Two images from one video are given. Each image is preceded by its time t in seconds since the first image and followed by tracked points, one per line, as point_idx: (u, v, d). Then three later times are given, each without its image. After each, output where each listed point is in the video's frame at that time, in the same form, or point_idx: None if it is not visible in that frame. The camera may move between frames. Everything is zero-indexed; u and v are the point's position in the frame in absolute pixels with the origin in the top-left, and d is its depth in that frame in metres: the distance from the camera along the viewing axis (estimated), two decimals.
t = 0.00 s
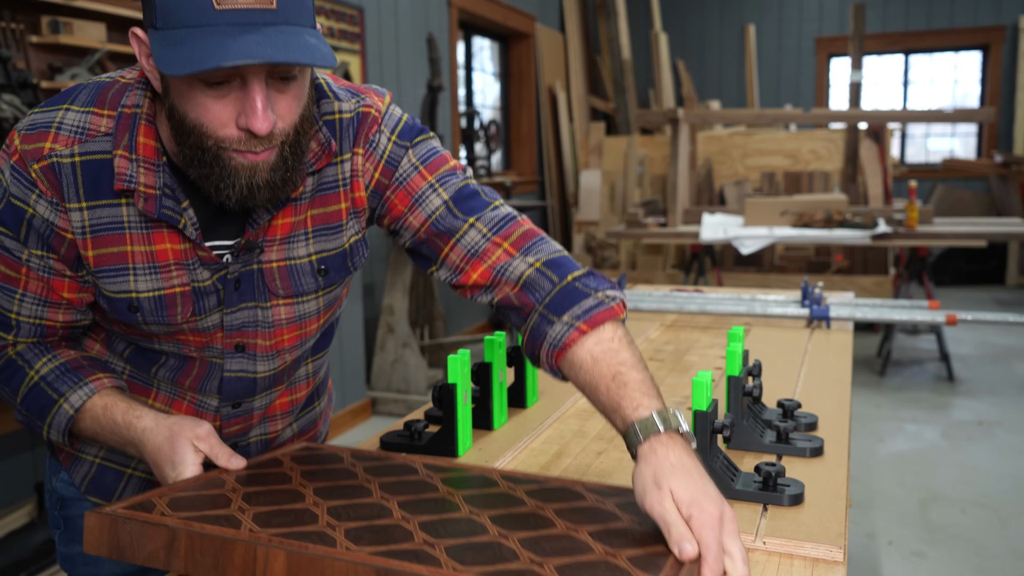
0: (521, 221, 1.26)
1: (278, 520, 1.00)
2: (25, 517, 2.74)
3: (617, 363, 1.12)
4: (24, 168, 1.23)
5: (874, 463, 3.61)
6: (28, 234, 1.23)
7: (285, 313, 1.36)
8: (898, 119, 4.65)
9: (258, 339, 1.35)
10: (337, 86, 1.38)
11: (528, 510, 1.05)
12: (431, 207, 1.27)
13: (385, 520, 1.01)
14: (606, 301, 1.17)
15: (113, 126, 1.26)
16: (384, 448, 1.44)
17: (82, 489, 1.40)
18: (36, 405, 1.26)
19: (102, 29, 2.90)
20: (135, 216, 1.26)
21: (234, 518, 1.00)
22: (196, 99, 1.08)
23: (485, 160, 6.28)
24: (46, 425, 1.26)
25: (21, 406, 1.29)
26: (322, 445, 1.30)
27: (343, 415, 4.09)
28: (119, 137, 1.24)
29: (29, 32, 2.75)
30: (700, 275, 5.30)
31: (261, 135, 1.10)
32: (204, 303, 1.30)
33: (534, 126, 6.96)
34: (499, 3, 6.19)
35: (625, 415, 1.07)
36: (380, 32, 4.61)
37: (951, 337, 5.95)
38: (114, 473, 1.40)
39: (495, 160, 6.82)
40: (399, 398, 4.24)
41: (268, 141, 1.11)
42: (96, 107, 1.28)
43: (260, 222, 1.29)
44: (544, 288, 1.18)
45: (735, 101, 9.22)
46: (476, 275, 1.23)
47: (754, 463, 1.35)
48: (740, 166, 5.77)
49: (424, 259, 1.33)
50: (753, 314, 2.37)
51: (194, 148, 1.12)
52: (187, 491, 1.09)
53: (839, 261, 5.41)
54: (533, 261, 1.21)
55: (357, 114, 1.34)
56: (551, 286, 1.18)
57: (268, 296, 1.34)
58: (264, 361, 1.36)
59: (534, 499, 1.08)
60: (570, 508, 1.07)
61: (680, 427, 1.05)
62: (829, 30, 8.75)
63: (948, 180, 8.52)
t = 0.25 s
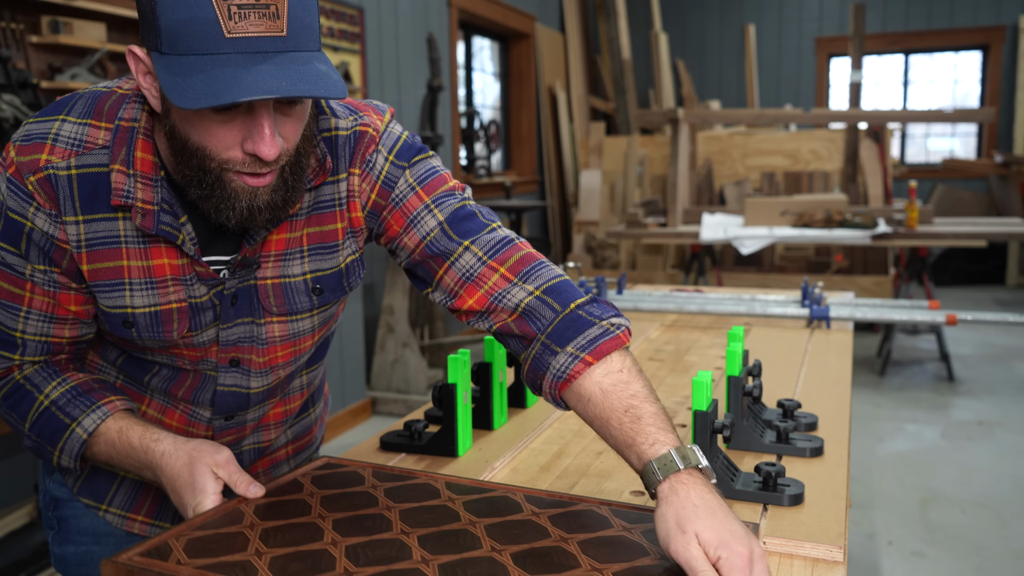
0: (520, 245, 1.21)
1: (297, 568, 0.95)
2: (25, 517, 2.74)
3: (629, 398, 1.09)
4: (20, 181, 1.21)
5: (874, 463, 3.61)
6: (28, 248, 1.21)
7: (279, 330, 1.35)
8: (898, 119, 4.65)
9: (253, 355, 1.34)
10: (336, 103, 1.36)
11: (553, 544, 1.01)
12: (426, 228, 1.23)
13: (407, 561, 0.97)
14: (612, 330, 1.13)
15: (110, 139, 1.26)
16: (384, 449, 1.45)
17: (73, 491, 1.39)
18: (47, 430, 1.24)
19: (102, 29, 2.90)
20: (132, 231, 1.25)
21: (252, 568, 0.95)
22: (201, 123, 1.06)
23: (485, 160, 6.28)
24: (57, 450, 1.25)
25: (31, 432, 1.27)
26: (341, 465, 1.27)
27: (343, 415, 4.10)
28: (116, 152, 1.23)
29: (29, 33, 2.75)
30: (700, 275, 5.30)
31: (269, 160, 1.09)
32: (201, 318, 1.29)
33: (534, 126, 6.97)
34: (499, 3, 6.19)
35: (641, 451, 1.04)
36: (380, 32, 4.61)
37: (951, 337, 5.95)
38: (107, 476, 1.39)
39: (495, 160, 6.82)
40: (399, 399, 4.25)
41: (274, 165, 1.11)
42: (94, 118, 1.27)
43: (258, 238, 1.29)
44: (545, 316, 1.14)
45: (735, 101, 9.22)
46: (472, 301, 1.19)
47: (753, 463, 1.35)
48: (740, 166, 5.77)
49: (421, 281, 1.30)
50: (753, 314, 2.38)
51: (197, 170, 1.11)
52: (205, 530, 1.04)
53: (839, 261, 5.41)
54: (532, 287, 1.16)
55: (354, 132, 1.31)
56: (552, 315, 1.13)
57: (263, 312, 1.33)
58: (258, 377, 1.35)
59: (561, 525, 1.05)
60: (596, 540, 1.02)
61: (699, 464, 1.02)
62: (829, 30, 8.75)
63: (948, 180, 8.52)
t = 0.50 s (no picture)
0: (526, 254, 1.21)
1: None
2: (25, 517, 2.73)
3: (639, 408, 1.08)
4: (24, 188, 1.21)
5: (874, 463, 3.61)
6: (35, 255, 1.21)
7: (281, 339, 1.34)
8: (898, 119, 4.65)
9: (256, 363, 1.33)
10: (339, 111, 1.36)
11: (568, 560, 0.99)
12: (431, 237, 1.23)
13: None
14: (619, 339, 1.12)
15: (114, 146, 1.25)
16: (384, 448, 1.45)
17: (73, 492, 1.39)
18: (54, 438, 1.24)
19: (102, 29, 2.91)
20: (135, 238, 1.24)
21: None
22: (203, 131, 1.07)
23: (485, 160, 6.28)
24: (63, 459, 1.25)
25: (37, 439, 1.27)
26: (359, 475, 1.27)
27: (343, 415, 4.10)
28: (119, 160, 1.23)
29: (29, 33, 2.75)
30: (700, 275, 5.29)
31: (270, 168, 1.09)
32: (204, 325, 1.29)
33: (534, 126, 6.97)
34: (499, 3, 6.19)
35: (652, 463, 1.03)
36: (380, 32, 4.61)
37: (951, 337, 5.95)
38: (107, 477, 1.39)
39: (495, 160, 6.83)
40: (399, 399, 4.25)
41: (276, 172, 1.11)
42: (97, 125, 1.26)
43: (262, 246, 1.29)
44: (553, 326, 1.13)
45: (735, 101, 9.22)
46: (478, 310, 1.19)
47: (753, 463, 1.35)
48: (740, 166, 5.77)
49: (427, 290, 1.29)
50: (753, 314, 2.38)
51: (199, 176, 1.11)
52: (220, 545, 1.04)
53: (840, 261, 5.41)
54: (539, 297, 1.16)
55: (358, 141, 1.31)
56: (560, 324, 1.13)
57: (266, 320, 1.32)
58: (260, 384, 1.35)
59: (576, 538, 1.05)
60: (612, 554, 1.01)
61: (711, 477, 1.01)
62: (829, 30, 8.75)
63: (948, 180, 8.52)
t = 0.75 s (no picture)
0: (533, 262, 1.21)
1: None
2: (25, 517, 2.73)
3: (644, 419, 1.08)
4: (29, 188, 1.20)
5: (874, 463, 3.61)
6: (38, 255, 1.20)
7: (284, 343, 1.34)
8: (898, 119, 4.65)
9: (259, 366, 1.33)
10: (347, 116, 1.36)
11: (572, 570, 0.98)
12: (438, 243, 1.23)
13: None
14: (626, 349, 1.12)
15: (121, 148, 1.25)
16: (385, 449, 1.45)
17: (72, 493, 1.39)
18: (51, 442, 1.24)
19: (102, 29, 2.91)
20: (140, 240, 1.24)
21: None
22: (204, 132, 1.07)
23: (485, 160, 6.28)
24: (59, 463, 1.24)
25: (35, 442, 1.26)
26: (359, 485, 1.25)
27: (343, 415, 4.10)
28: (126, 162, 1.23)
29: (29, 33, 2.75)
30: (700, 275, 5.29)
31: (269, 173, 1.09)
32: (207, 329, 1.29)
33: (534, 127, 6.97)
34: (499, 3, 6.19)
35: (658, 475, 1.03)
36: (380, 32, 4.61)
37: (951, 337, 5.95)
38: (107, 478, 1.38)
39: (495, 160, 6.83)
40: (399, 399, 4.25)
41: (275, 178, 1.11)
42: (104, 126, 1.26)
43: (267, 250, 1.29)
44: (559, 334, 1.13)
45: (735, 101, 9.22)
46: (484, 317, 1.19)
47: (753, 463, 1.35)
48: (740, 166, 5.77)
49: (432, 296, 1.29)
50: (753, 314, 2.38)
51: (200, 177, 1.11)
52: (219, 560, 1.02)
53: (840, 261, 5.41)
54: (546, 305, 1.16)
55: (366, 146, 1.30)
56: (566, 332, 1.13)
57: (269, 324, 1.32)
58: (262, 388, 1.35)
59: (580, 549, 1.03)
60: (616, 564, 0.99)
61: (716, 487, 1.01)
62: (829, 30, 8.75)
63: (949, 180, 8.52)
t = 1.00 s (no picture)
0: (536, 265, 1.21)
1: None
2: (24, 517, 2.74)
3: (645, 422, 1.08)
4: (32, 188, 1.20)
5: (874, 463, 3.61)
6: (40, 255, 1.20)
7: (286, 344, 1.34)
8: (898, 119, 4.65)
9: (261, 367, 1.33)
10: (350, 116, 1.36)
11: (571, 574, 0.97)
12: (440, 244, 1.23)
13: None
14: (627, 352, 1.13)
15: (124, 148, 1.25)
16: (385, 449, 1.45)
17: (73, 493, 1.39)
18: (49, 444, 1.24)
19: (102, 29, 2.91)
20: (142, 240, 1.24)
21: None
22: (202, 121, 1.07)
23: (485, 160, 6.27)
24: (57, 465, 1.24)
25: (33, 443, 1.26)
26: (351, 488, 1.25)
27: (343, 415, 4.10)
28: (129, 162, 1.23)
29: (29, 32, 2.75)
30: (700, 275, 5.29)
31: (265, 163, 1.09)
32: (209, 329, 1.29)
33: (534, 127, 6.97)
34: (499, 3, 6.19)
35: (658, 478, 1.04)
36: (380, 32, 4.61)
37: (951, 337, 5.95)
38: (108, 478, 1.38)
39: (495, 160, 6.83)
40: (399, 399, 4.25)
41: (272, 170, 1.10)
42: (106, 126, 1.26)
43: (268, 250, 1.28)
44: (561, 337, 1.14)
45: (735, 101, 9.22)
46: (485, 319, 1.19)
47: (753, 463, 1.35)
48: (740, 166, 5.77)
49: (433, 297, 1.29)
50: (753, 314, 2.38)
51: (199, 169, 1.11)
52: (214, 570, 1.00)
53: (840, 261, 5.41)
54: (547, 308, 1.16)
55: (369, 146, 1.30)
56: (568, 335, 1.13)
57: (271, 324, 1.32)
58: (264, 388, 1.35)
59: (578, 552, 1.03)
60: (615, 567, 0.99)
61: (717, 491, 1.01)
62: (829, 30, 8.75)
63: (949, 180, 8.52)
